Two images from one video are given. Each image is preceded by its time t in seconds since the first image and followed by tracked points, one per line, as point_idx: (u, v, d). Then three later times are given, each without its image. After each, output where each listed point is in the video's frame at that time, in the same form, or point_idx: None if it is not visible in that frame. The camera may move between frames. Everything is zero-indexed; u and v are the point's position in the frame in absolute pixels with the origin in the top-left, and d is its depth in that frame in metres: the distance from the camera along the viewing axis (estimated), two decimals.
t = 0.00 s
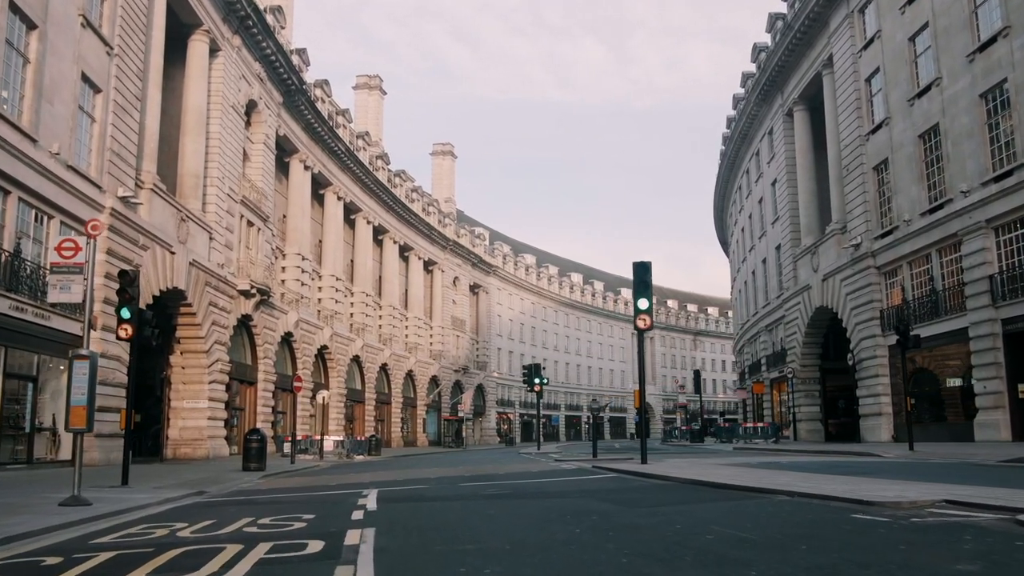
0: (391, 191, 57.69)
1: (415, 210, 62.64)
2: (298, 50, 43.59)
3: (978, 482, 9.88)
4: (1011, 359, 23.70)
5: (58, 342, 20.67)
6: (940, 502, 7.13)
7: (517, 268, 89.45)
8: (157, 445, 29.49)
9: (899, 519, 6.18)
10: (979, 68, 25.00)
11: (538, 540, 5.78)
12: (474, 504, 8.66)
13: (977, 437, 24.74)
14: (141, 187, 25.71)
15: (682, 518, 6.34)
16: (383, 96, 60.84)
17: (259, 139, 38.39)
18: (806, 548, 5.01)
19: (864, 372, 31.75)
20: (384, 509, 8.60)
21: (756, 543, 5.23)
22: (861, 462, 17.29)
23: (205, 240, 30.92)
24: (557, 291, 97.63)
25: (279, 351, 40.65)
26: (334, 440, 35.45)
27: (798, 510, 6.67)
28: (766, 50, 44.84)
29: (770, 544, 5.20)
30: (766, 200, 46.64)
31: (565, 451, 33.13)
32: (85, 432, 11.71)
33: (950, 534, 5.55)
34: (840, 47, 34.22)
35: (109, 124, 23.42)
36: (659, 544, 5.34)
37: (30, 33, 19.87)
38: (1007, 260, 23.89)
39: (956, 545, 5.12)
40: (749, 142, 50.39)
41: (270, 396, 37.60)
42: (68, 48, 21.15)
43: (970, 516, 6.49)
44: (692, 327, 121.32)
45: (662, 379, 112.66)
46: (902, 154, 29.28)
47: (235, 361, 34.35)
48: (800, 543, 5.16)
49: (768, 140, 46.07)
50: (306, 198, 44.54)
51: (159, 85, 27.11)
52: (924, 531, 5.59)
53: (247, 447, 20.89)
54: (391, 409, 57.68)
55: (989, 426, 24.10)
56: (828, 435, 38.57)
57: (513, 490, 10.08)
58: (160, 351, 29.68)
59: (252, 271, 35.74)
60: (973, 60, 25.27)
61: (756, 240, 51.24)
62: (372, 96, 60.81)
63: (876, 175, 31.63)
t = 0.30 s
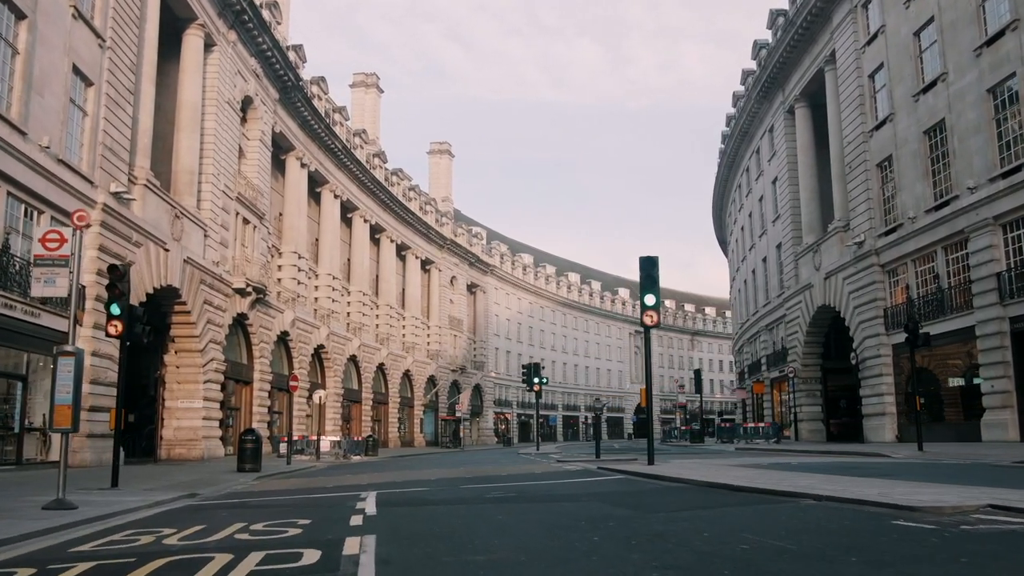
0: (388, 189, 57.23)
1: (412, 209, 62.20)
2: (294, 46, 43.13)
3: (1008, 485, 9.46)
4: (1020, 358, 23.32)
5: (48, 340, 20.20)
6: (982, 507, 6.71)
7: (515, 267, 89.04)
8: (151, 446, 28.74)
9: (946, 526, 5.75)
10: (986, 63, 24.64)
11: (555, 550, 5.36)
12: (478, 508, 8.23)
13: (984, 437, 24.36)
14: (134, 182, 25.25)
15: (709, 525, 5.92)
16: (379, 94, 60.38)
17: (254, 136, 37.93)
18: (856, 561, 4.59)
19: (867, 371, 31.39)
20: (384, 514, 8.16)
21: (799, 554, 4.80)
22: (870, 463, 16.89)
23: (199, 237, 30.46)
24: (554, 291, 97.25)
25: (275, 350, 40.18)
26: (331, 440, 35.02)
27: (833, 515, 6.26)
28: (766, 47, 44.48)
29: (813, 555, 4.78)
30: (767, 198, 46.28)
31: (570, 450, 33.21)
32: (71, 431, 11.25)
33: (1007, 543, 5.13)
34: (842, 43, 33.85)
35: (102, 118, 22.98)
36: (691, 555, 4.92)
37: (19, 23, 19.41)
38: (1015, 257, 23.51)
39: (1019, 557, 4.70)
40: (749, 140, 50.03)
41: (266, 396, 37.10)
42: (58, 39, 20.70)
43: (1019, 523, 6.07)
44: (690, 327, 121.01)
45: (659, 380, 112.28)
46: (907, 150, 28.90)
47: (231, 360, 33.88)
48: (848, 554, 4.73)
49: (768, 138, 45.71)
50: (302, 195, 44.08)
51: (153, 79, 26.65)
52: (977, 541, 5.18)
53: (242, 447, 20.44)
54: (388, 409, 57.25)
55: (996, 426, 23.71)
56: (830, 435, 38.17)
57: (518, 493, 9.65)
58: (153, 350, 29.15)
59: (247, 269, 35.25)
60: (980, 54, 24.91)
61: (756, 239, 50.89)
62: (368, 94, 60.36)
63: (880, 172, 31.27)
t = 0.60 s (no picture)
0: (386, 188, 56.84)
1: (410, 208, 61.82)
2: (291, 43, 42.71)
3: None
4: None
5: (37, 339, 19.77)
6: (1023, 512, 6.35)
7: (513, 267, 88.69)
8: (146, 446, 28.34)
9: (994, 534, 5.37)
10: (993, 58, 24.32)
11: (574, 560, 4.99)
12: (484, 511, 7.86)
13: (990, 437, 24.03)
14: (128, 178, 24.85)
15: (736, 532, 5.54)
16: (377, 92, 59.98)
17: (251, 133, 37.50)
18: (909, 574, 4.22)
19: (871, 370, 31.03)
20: (384, 518, 7.78)
21: (843, 566, 4.43)
22: (880, 464, 16.54)
23: (195, 235, 30.03)
24: (553, 291, 96.90)
25: (272, 349, 39.76)
26: (328, 440, 34.63)
27: (869, 521, 5.88)
28: (767, 44, 44.15)
29: (860, 566, 4.41)
30: (768, 196, 45.92)
31: (576, 450, 33.21)
32: (56, 432, 10.90)
33: None
34: (845, 39, 33.51)
35: (94, 113, 22.57)
36: (723, 566, 4.55)
37: (9, 14, 18.98)
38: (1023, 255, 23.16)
39: None
40: (749, 138, 49.68)
41: (262, 396, 36.68)
42: (50, 31, 20.30)
43: None
44: (688, 328, 120.72)
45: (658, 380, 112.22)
46: (911, 147, 28.57)
47: (226, 360, 33.44)
48: (898, 567, 4.37)
49: (769, 136, 45.37)
50: (299, 193, 43.66)
51: (147, 74, 26.23)
52: None
53: (237, 447, 20.03)
54: (385, 409, 56.89)
55: (1003, 426, 23.35)
56: (832, 435, 37.85)
57: (524, 495, 9.27)
58: (148, 348, 28.62)
59: (243, 267, 34.82)
60: (987, 49, 24.59)
61: (756, 238, 50.56)
62: (366, 92, 59.97)
63: (883, 169, 30.95)
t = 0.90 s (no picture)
0: (383, 186, 56.35)
1: (407, 206, 61.34)
2: (288, 39, 42.20)
3: None
4: None
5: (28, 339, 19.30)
6: None
7: (511, 266, 88.30)
8: (138, 446, 28.14)
9: None
10: (1000, 52, 23.93)
11: (597, 572, 4.55)
12: (492, 516, 7.40)
13: (998, 437, 23.64)
14: (121, 174, 24.38)
15: (772, 541, 5.09)
16: (374, 90, 59.53)
17: (246, 129, 37.01)
18: None
19: (874, 370, 30.63)
20: (384, 524, 7.34)
21: None
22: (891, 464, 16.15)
23: (189, 232, 29.55)
24: (550, 290, 96.49)
25: (267, 349, 39.26)
26: (325, 440, 34.18)
27: (917, 528, 5.42)
28: (767, 40, 43.75)
29: None
30: (768, 194, 45.51)
31: (575, 450, 32.64)
32: (38, 432, 10.46)
33: None
34: (848, 35, 33.11)
35: (86, 106, 22.09)
36: None
37: None
38: None
39: None
40: (749, 136, 49.30)
41: (258, 396, 36.21)
42: (39, 21, 19.82)
43: None
44: (686, 328, 120.45)
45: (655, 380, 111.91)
46: (916, 143, 28.18)
47: (221, 359, 32.94)
48: None
49: (769, 134, 44.98)
50: (295, 191, 43.17)
51: (140, 67, 25.76)
52: None
53: (232, 448, 19.55)
54: (382, 409, 56.42)
55: (1012, 426, 22.97)
56: (834, 435, 37.45)
57: (533, 498, 8.79)
58: (141, 348, 28.50)
59: (238, 264, 34.32)
60: (994, 43, 24.21)
61: (756, 236, 50.18)
62: (363, 90, 59.49)
63: (887, 165, 30.56)
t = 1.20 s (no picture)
0: (380, 184, 55.97)
1: (405, 205, 60.96)
2: (285, 35, 41.81)
3: None
4: None
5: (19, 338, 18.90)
6: None
7: (509, 266, 87.96)
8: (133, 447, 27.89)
9: None
10: (1007, 46, 23.62)
11: None
12: (500, 521, 7.02)
13: (1006, 437, 23.30)
14: (115, 169, 23.97)
15: (808, 549, 4.74)
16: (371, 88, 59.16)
17: (242, 126, 36.61)
18: None
19: (878, 369, 30.30)
20: (386, 529, 6.97)
21: None
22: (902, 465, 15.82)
23: (184, 229, 29.15)
24: (548, 290, 96.13)
25: (264, 348, 38.86)
26: (322, 441, 33.82)
27: (963, 538, 5.04)
28: (768, 38, 43.45)
29: None
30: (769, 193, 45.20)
31: (579, 450, 32.49)
32: (22, 432, 10.09)
33: None
34: (850, 31, 32.79)
35: (78, 100, 21.71)
36: None
37: None
38: None
39: None
40: (750, 134, 49.00)
41: (254, 396, 35.86)
42: (31, 13, 19.44)
43: None
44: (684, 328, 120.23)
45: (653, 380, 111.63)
46: (920, 140, 27.88)
47: (217, 358, 32.53)
48: None
49: (770, 131, 44.69)
50: (292, 189, 42.80)
51: (134, 61, 25.36)
52: None
53: (227, 449, 19.13)
54: (380, 410, 56.04)
55: (1020, 426, 22.65)
56: (836, 435, 37.12)
57: (540, 502, 8.40)
58: (136, 347, 28.33)
59: (235, 262, 33.90)
60: (1000, 38, 23.90)
61: (756, 235, 49.86)
62: (360, 88, 59.09)
63: (891, 162, 30.25)
